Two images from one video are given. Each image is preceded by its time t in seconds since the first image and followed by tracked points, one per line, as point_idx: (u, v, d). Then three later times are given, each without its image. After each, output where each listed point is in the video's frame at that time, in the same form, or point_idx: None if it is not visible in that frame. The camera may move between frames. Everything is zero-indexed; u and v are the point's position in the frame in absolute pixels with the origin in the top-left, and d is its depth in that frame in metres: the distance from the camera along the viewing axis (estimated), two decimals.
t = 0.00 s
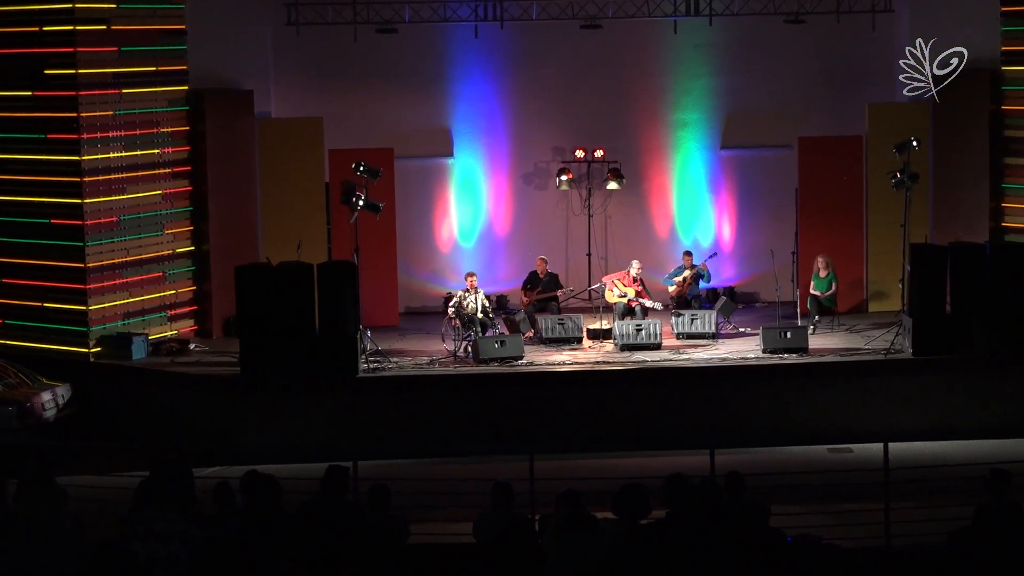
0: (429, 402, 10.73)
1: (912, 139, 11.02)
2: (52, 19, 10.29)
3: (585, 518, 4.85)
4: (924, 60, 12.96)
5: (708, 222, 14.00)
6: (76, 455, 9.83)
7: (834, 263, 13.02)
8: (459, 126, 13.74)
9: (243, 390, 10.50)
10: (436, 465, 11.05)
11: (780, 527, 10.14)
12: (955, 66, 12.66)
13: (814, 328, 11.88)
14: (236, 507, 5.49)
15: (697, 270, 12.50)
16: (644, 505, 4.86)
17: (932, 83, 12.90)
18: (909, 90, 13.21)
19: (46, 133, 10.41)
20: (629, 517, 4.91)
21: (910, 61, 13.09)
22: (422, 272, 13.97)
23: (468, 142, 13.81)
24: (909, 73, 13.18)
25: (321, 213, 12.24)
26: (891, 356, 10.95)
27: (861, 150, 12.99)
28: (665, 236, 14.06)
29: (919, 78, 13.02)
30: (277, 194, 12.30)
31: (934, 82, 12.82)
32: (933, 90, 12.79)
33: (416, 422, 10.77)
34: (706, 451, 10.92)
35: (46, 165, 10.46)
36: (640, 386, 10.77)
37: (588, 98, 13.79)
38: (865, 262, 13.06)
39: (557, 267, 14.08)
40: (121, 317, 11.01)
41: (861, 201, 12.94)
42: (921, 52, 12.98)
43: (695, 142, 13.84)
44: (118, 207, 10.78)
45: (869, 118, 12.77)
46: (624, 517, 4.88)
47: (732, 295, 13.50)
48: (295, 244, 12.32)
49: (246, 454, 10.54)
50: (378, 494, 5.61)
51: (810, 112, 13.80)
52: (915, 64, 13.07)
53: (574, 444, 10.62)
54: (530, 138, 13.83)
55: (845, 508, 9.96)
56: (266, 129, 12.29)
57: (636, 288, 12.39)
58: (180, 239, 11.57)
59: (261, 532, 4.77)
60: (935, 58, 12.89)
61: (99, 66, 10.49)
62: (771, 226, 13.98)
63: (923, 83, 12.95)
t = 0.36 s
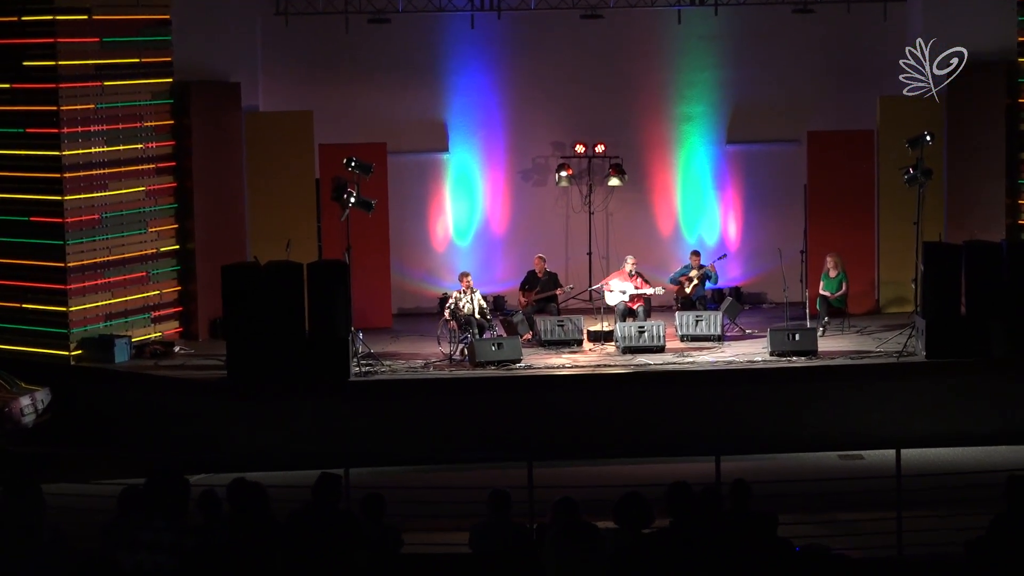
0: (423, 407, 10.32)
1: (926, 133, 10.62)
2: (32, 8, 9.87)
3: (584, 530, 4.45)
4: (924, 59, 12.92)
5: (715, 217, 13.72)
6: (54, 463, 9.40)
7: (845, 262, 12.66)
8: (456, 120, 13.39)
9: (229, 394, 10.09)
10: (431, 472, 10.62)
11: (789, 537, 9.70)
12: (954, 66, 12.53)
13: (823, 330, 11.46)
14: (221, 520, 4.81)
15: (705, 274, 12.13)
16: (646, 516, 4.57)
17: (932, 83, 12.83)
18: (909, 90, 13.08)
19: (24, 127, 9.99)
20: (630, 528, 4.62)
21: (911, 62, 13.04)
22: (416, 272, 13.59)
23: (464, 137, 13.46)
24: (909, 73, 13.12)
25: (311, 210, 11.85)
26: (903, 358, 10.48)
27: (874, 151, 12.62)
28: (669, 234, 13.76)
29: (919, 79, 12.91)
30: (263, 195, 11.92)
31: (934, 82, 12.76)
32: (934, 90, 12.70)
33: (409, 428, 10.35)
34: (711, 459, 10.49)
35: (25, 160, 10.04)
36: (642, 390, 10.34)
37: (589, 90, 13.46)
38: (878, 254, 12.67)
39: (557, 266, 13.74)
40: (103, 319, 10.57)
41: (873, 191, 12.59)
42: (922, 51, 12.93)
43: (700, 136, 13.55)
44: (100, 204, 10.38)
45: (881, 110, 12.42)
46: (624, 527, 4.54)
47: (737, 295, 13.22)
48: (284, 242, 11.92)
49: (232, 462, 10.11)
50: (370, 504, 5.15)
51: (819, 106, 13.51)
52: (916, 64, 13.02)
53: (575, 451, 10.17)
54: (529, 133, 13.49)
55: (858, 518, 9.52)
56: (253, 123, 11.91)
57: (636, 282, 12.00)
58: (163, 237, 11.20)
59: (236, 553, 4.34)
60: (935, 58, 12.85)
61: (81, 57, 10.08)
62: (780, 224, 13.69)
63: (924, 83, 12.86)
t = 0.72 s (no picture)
0: (414, 412, 9.93)
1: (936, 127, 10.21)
2: None
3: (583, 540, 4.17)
4: (924, 59, 12.65)
5: (717, 217, 13.37)
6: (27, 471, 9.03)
7: (852, 261, 12.34)
8: (447, 113, 13.11)
9: (210, 398, 9.72)
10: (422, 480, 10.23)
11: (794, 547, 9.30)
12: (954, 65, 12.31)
13: (830, 332, 11.06)
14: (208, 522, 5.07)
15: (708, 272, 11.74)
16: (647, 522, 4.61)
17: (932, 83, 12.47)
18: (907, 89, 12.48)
19: None
20: (630, 536, 4.63)
21: (911, 62, 12.76)
22: (407, 272, 13.36)
23: (457, 131, 13.19)
24: (908, 73, 12.71)
25: (297, 206, 11.52)
26: (913, 361, 10.10)
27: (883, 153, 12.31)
28: (668, 232, 13.44)
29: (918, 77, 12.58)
30: (248, 193, 11.58)
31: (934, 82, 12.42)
32: (934, 90, 12.29)
33: (399, 434, 9.97)
34: (713, 465, 10.10)
35: None
36: (641, 394, 9.95)
37: (587, 82, 13.15)
38: (887, 254, 12.40)
39: (553, 265, 13.48)
40: (80, 320, 10.19)
41: (882, 195, 12.31)
42: (922, 52, 12.74)
43: (701, 131, 13.22)
44: (77, 201, 9.98)
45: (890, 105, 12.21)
46: (624, 537, 4.65)
47: (740, 295, 12.90)
48: (268, 238, 11.61)
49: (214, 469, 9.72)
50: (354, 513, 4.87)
51: (827, 100, 13.16)
52: (916, 64, 12.74)
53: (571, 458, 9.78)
54: (524, 127, 13.20)
55: (866, 527, 9.13)
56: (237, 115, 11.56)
57: (629, 286, 11.61)
58: (143, 235, 10.83)
59: None
60: (934, 58, 12.58)
61: (58, 48, 9.67)
62: (785, 223, 13.38)
63: (923, 83, 12.50)
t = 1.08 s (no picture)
0: (405, 416, 9.54)
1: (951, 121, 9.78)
2: None
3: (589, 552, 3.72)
4: (924, 59, 12.67)
5: (721, 214, 13.26)
6: None
7: (862, 259, 12.16)
8: (441, 107, 12.91)
9: (192, 403, 9.36)
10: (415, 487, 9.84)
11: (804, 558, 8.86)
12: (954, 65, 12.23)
13: (840, 334, 10.66)
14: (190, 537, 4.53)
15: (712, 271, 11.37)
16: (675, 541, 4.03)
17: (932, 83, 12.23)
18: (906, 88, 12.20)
19: None
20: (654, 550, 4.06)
21: (911, 62, 12.75)
22: (399, 271, 13.14)
23: (451, 125, 12.97)
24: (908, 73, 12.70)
25: (285, 203, 11.18)
26: (925, 364, 9.72)
27: (894, 131, 12.13)
28: (672, 230, 13.31)
29: (918, 78, 12.37)
30: (233, 193, 11.23)
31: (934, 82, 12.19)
32: (932, 89, 12.13)
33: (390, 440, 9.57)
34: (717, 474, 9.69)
35: None
36: (643, 399, 9.56)
37: (586, 75, 12.97)
38: (898, 253, 12.22)
39: (550, 264, 13.30)
40: (59, 321, 9.82)
41: (893, 185, 12.16)
42: (922, 52, 12.75)
43: (706, 123, 13.09)
44: (56, 198, 9.61)
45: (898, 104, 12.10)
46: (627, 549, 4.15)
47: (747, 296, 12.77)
48: (257, 237, 11.24)
49: (197, 478, 9.33)
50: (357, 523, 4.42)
51: (834, 92, 13.08)
52: (915, 65, 12.72)
53: (569, 465, 9.39)
54: (521, 120, 13.00)
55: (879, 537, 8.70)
56: (222, 109, 11.20)
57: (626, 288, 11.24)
58: (125, 233, 10.46)
59: None
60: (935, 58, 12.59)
61: (36, 39, 9.31)
62: (791, 220, 13.27)
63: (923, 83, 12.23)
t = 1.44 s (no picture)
0: (398, 421, 9.18)
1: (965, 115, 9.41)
2: None
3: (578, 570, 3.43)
4: (924, 59, 12.51)
5: (727, 212, 12.94)
6: None
7: (873, 257, 11.90)
8: (435, 100, 12.65)
9: (175, 408, 9.00)
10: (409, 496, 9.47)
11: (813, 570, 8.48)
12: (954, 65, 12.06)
13: (850, 337, 10.27)
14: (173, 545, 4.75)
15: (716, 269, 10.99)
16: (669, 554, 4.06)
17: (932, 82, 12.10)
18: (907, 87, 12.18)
19: None
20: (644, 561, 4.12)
21: (910, 62, 12.55)
22: (392, 271, 12.87)
23: (446, 119, 12.72)
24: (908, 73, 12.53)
25: (274, 200, 10.77)
26: (940, 367, 9.32)
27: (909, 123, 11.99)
28: (676, 228, 13.01)
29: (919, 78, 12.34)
30: (220, 190, 10.84)
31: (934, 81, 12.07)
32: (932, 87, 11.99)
33: (382, 446, 9.20)
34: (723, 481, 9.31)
35: None
36: (645, 404, 9.18)
37: (586, 68, 12.66)
38: (910, 254, 11.97)
39: (550, 264, 13.02)
40: (37, 323, 9.48)
41: (907, 183, 11.93)
42: (922, 52, 12.58)
43: (711, 117, 12.79)
44: (34, 194, 9.31)
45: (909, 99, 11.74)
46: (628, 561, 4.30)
47: (753, 297, 12.52)
48: (243, 237, 10.83)
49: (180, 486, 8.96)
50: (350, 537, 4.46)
51: (844, 86, 12.75)
52: (916, 64, 12.53)
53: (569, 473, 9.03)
54: (519, 115, 12.73)
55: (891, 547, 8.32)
56: (207, 101, 10.77)
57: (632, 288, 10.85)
58: (106, 232, 10.09)
59: None
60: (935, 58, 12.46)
61: (10, 28, 9.17)
62: (801, 219, 12.93)
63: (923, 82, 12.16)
